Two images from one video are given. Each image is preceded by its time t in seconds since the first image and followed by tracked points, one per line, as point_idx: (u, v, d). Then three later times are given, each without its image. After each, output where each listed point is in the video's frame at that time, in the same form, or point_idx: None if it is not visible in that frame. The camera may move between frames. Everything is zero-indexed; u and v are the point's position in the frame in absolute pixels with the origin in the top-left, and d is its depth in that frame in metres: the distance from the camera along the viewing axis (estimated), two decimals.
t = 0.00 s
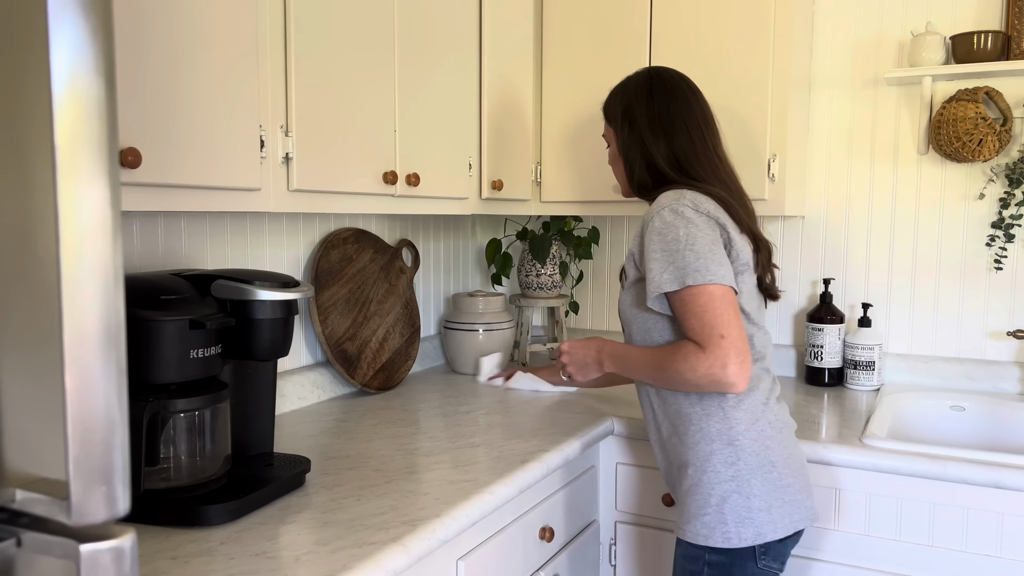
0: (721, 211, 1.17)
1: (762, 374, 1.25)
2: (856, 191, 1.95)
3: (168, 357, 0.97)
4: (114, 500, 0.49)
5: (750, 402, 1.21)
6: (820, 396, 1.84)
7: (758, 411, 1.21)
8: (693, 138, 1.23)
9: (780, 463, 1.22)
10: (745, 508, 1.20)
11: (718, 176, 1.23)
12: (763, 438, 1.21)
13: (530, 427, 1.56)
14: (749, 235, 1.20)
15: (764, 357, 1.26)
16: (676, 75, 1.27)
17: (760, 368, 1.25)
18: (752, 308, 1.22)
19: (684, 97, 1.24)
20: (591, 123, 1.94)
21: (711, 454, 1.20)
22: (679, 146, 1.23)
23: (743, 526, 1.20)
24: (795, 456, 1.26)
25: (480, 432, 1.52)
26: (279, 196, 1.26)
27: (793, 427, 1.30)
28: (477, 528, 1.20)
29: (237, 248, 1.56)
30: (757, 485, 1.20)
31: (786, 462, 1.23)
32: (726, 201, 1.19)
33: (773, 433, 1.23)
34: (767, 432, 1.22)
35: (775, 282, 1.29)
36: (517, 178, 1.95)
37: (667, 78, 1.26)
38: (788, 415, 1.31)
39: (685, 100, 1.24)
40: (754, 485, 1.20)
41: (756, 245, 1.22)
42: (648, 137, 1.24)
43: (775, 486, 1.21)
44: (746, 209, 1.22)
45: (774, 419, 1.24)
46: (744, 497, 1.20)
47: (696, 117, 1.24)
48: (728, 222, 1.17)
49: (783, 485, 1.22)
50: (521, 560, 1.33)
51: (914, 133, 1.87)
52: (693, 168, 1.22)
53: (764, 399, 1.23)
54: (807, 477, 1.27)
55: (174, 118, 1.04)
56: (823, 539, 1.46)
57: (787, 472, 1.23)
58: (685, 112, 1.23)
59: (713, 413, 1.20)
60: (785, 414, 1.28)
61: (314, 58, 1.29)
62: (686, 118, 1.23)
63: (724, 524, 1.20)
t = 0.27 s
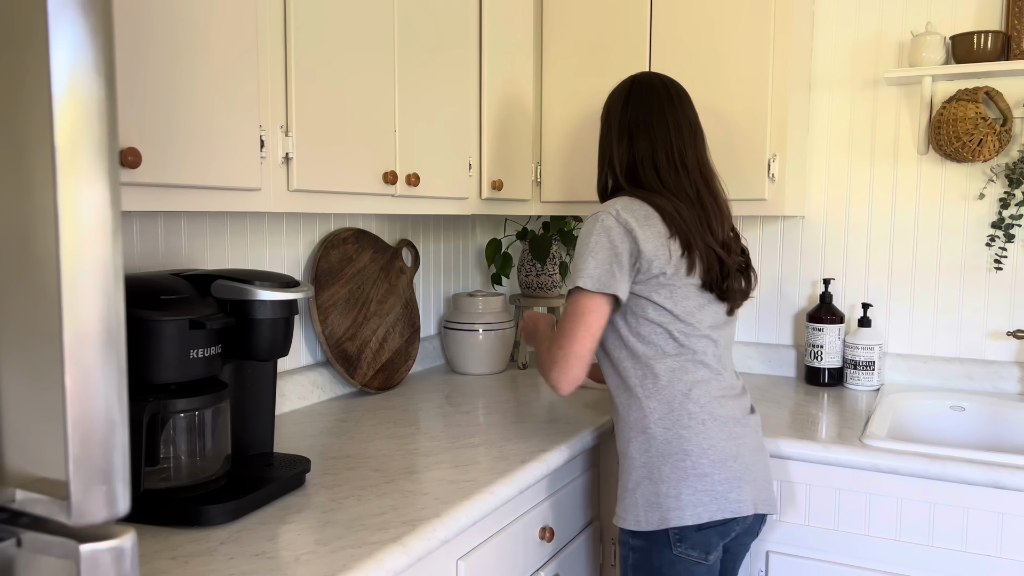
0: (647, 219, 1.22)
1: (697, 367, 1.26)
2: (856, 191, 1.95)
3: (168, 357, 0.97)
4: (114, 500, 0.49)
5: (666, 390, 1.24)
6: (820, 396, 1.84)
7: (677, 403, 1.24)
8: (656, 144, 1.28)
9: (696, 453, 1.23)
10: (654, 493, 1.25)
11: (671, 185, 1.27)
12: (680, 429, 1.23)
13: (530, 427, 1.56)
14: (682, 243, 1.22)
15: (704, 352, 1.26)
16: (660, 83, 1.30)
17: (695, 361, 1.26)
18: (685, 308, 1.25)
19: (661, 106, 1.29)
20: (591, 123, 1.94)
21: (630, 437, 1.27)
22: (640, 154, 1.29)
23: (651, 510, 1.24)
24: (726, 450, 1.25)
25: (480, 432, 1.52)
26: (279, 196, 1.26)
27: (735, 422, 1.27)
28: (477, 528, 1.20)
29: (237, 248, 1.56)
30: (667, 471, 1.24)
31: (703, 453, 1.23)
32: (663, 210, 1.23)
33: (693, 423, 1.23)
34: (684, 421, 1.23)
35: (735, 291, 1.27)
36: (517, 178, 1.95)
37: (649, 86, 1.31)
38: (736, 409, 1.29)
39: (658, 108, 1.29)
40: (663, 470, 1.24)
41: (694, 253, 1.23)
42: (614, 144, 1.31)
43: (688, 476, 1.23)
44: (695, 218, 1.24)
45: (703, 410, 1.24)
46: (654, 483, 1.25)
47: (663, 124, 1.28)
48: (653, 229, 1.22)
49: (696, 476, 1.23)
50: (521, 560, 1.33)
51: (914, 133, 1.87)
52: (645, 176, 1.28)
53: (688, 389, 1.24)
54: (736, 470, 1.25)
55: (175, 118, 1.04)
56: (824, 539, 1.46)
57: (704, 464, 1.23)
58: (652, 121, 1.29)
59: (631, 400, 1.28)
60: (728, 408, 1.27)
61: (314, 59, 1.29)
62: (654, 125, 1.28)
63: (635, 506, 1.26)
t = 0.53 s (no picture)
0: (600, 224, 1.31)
1: (647, 353, 1.27)
2: (857, 191, 1.95)
3: (168, 357, 0.97)
4: (114, 500, 0.49)
5: (609, 368, 1.29)
6: (820, 396, 1.84)
7: (621, 380, 1.27)
8: (636, 151, 1.30)
9: (628, 427, 1.25)
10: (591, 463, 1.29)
11: (643, 189, 1.28)
12: (619, 404, 1.26)
13: (530, 427, 1.56)
14: (626, 246, 1.26)
15: (657, 340, 1.26)
16: (654, 91, 1.32)
17: (648, 347, 1.27)
18: (636, 299, 1.28)
19: (650, 114, 1.31)
20: (591, 123, 1.94)
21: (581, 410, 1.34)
22: (623, 160, 1.31)
23: (584, 476, 1.30)
24: (665, 428, 1.25)
25: (480, 432, 1.52)
26: (279, 196, 1.26)
27: (686, 409, 1.25)
28: (477, 528, 1.20)
29: (237, 248, 1.56)
30: (600, 442, 1.28)
31: (636, 428, 1.25)
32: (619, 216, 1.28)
33: (629, 400, 1.26)
34: (621, 397, 1.27)
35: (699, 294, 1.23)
36: (517, 178, 1.95)
37: (646, 94, 1.33)
38: (696, 399, 1.26)
39: (645, 117, 1.31)
40: (596, 440, 1.28)
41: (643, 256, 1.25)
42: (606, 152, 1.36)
43: (619, 448, 1.26)
44: (654, 224, 1.25)
45: (644, 390, 1.26)
46: (592, 453, 1.29)
47: (644, 132, 1.30)
48: (601, 233, 1.30)
49: (626, 449, 1.26)
50: (522, 560, 1.33)
51: (914, 133, 1.87)
52: (622, 182, 1.31)
53: (631, 369, 1.27)
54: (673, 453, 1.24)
55: (174, 118, 1.04)
56: (824, 540, 1.46)
57: (635, 438, 1.25)
58: (637, 128, 1.31)
59: (587, 377, 1.34)
60: (680, 395, 1.26)
61: (314, 59, 1.29)
62: (639, 132, 1.31)
63: (576, 473, 1.33)
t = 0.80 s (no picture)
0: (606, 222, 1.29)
1: (654, 356, 1.26)
2: (857, 191, 1.95)
3: (168, 357, 0.97)
4: (114, 500, 0.49)
5: (616, 371, 1.28)
6: (820, 396, 1.84)
7: (628, 385, 1.27)
8: (643, 144, 1.29)
9: (637, 432, 1.25)
10: (598, 467, 1.28)
11: (650, 183, 1.27)
12: (626, 408, 1.26)
13: (530, 427, 1.56)
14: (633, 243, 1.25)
15: (662, 343, 1.26)
16: (659, 86, 1.31)
17: (653, 350, 1.27)
18: (641, 300, 1.27)
19: (656, 107, 1.30)
20: (591, 123, 1.94)
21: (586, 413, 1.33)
22: (631, 153, 1.31)
23: (592, 480, 1.29)
24: (673, 433, 1.24)
25: (480, 432, 1.52)
26: (279, 196, 1.26)
27: (693, 413, 1.25)
28: (477, 528, 1.20)
29: (237, 248, 1.56)
30: (607, 446, 1.27)
31: (645, 433, 1.25)
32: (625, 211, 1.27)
33: (636, 404, 1.26)
34: (628, 401, 1.26)
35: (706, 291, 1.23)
36: (517, 178, 1.95)
37: (651, 88, 1.33)
38: (702, 402, 1.27)
39: (651, 111, 1.31)
40: (603, 444, 1.28)
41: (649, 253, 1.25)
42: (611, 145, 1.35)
43: (627, 453, 1.26)
44: (662, 218, 1.24)
45: (652, 393, 1.25)
46: (598, 458, 1.29)
47: (650, 126, 1.29)
48: (608, 230, 1.29)
49: (635, 454, 1.25)
50: (522, 560, 1.34)
51: (914, 133, 1.87)
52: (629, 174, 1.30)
53: (638, 373, 1.26)
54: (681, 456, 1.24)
55: (174, 118, 1.04)
56: (824, 540, 1.46)
57: (644, 443, 1.25)
58: (643, 122, 1.31)
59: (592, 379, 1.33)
60: (687, 398, 1.26)
61: (314, 58, 1.29)
62: (646, 125, 1.30)
63: (582, 476, 1.32)
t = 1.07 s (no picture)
0: (605, 219, 1.26)
1: (659, 359, 1.26)
2: (857, 191, 1.95)
3: (168, 357, 0.97)
4: (114, 500, 0.49)
5: (623, 376, 1.26)
6: (820, 396, 1.84)
7: (635, 389, 1.25)
8: (639, 136, 1.29)
9: (649, 437, 1.23)
10: (608, 474, 1.26)
11: (646, 175, 1.27)
12: (636, 413, 1.24)
13: (530, 427, 1.56)
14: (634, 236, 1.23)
15: (665, 345, 1.26)
16: (653, 80, 1.31)
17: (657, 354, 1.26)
18: (643, 301, 1.26)
19: (650, 101, 1.30)
20: (591, 123, 1.94)
21: (589, 420, 1.29)
22: (626, 147, 1.30)
23: (602, 489, 1.26)
24: (683, 437, 1.24)
25: (480, 432, 1.52)
26: (279, 196, 1.25)
27: (698, 415, 1.26)
28: (477, 528, 1.20)
29: (237, 248, 1.56)
30: (619, 452, 1.25)
31: (657, 437, 1.23)
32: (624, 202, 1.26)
33: (647, 408, 1.24)
34: (638, 406, 1.24)
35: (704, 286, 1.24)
36: (517, 178, 1.95)
37: (646, 83, 1.32)
38: (702, 403, 1.28)
39: (647, 102, 1.30)
40: (615, 451, 1.25)
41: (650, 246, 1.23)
42: (605, 136, 1.34)
43: (638, 458, 1.24)
44: (661, 210, 1.24)
45: (660, 397, 1.25)
46: (608, 464, 1.26)
47: (646, 118, 1.29)
48: (608, 227, 1.26)
49: (648, 459, 1.24)
50: (522, 560, 1.34)
51: (913, 133, 1.87)
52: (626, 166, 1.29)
53: (645, 377, 1.25)
54: (693, 459, 1.24)
55: (174, 118, 1.04)
56: (824, 540, 1.46)
57: (657, 448, 1.24)
58: (638, 114, 1.30)
59: (594, 384, 1.30)
60: (691, 400, 1.26)
61: (314, 58, 1.29)
62: (642, 117, 1.30)
63: (590, 485, 1.28)
